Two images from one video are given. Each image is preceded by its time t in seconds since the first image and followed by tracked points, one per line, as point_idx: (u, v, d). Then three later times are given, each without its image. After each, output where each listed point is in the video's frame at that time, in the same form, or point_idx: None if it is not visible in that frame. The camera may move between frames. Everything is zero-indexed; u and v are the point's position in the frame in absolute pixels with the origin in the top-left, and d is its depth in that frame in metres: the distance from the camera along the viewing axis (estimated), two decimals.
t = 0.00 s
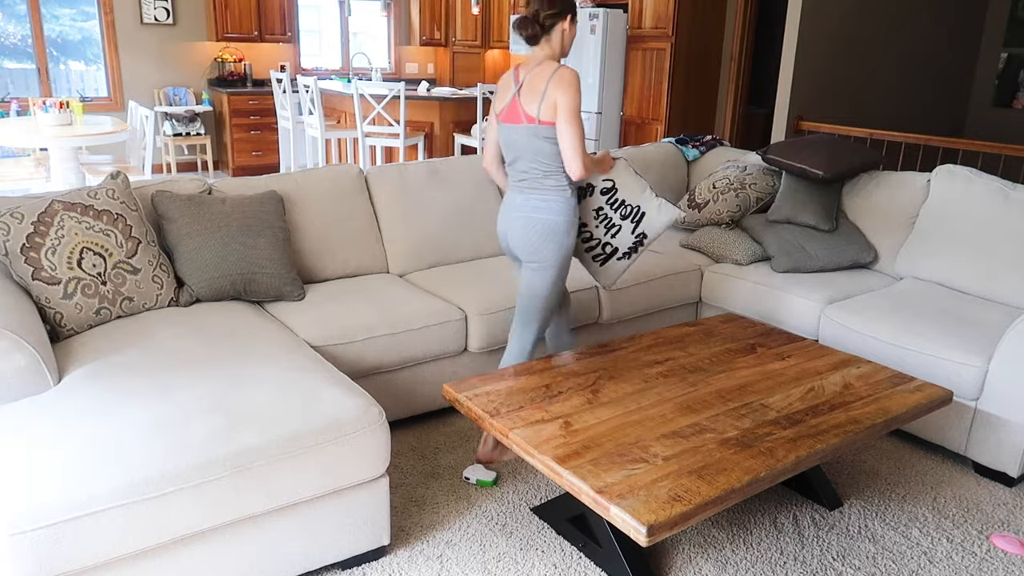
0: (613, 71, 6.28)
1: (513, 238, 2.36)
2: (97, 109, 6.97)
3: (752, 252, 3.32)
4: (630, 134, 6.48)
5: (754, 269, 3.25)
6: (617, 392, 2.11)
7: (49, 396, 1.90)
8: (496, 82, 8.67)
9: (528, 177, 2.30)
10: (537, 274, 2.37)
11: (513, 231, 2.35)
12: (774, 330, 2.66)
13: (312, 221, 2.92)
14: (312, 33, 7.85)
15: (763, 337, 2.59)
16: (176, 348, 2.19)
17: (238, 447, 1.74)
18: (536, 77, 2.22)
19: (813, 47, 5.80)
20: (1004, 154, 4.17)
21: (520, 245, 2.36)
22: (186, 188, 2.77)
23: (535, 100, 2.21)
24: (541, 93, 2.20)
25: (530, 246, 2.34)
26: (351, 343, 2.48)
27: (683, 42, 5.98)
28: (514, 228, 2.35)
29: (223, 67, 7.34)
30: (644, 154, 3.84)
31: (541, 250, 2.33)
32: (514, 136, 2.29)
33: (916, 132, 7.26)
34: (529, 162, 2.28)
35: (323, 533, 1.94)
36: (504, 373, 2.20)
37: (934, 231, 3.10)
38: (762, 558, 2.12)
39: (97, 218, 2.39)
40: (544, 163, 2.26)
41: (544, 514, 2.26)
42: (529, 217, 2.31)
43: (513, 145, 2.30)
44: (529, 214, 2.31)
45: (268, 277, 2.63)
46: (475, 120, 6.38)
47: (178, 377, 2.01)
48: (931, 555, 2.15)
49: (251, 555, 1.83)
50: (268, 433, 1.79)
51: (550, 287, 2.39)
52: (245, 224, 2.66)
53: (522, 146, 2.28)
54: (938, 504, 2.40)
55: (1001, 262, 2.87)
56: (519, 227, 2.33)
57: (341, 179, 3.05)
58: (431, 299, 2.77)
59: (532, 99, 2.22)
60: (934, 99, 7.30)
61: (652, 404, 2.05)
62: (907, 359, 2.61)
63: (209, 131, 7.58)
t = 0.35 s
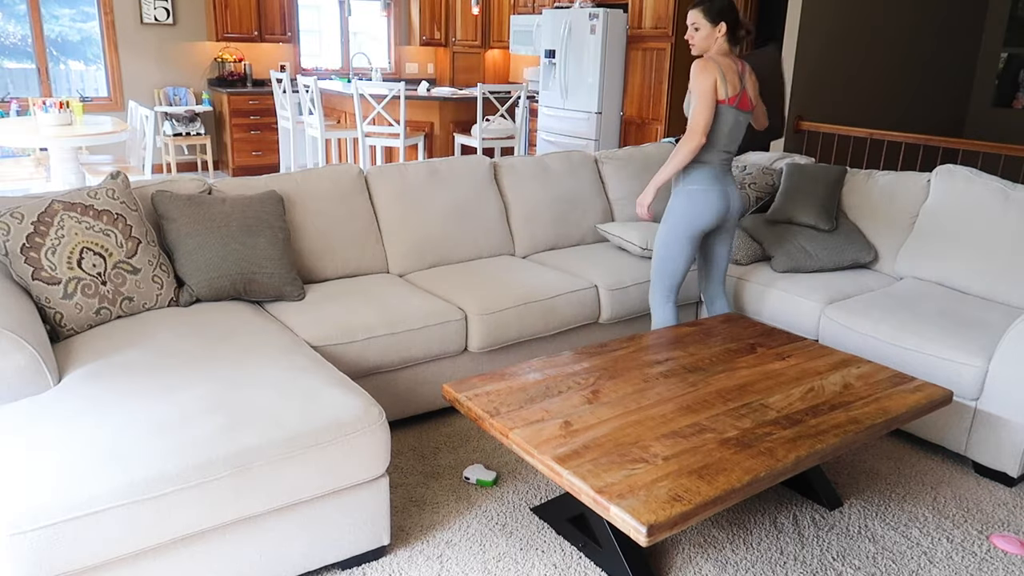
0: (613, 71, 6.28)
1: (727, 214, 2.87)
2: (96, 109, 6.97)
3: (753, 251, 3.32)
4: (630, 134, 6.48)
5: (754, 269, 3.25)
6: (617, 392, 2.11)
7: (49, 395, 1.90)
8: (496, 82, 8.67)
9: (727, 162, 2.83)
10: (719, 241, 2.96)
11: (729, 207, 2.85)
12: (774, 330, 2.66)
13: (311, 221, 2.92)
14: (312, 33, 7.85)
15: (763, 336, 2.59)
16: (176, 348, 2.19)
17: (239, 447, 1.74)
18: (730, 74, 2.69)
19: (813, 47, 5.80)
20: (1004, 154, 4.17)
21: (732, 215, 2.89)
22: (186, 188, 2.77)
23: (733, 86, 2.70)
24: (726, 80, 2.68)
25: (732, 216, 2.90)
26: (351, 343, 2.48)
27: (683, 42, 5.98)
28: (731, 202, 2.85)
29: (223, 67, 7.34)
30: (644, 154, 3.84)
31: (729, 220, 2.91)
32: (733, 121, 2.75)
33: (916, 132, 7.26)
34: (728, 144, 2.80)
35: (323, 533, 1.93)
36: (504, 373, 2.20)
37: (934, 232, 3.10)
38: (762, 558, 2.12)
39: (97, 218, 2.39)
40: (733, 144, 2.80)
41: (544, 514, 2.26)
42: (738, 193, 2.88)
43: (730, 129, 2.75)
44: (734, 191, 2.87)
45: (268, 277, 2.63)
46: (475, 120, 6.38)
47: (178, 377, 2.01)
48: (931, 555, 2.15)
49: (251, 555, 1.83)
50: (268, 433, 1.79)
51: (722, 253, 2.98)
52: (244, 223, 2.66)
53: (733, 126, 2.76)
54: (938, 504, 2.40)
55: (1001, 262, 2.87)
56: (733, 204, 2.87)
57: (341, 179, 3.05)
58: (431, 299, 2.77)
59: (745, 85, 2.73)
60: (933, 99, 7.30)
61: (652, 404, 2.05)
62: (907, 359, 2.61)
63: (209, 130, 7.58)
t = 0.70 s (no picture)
0: (613, 71, 6.28)
1: (501, 222, 2.39)
2: (96, 109, 6.97)
3: (752, 252, 3.32)
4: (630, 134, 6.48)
5: (754, 269, 3.25)
6: (617, 392, 2.11)
7: (49, 395, 1.90)
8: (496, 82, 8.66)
9: (485, 161, 2.37)
10: (524, 246, 2.49)
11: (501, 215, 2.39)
12: (774, 330, 2.66)
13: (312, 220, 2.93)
14: (312, 33, 7.86)
15: (763, 337, 2.59)
16: (177, 348, 2.19)
17: (238, 447, 1.74)
18: (414, 89, 2.34)
19: (813, 47, 5.80)
20: (1004, 154, 4.17)
21: (511, 226, 2.41)
22: (186, 188, 2.78)
23: (425, 106, 2.34)
24: (413, 112, 2.35)
25: (518, 223, 2.41)
26: (351, 343, 2.48)
27: (683, 42, 5.98)
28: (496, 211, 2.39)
29: (223, 67, 7.35)
30: (644, 154, 3.84)
31: (521, 226, 2.42)
32: (452, 129, 2.34)
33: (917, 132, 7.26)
34: (473, 147, 2.36)
35: (322, 533, 1.93)
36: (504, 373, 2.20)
37: (934, 232, 3.10)
38: (762, 559, 2.12)
39: (97, 218, 2.39)
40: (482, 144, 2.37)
41: (544, 514, 2.26)
42: (517, 193, 2.40)
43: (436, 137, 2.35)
44: (509, 190, 2.39)
45: (268, 277, 2.63)
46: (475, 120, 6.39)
47: (177, 377, 2.01)
48: (931, 555, 2.15)
49: (251, 556, 1.83)
50: (268, 433, 1.79)
51: (536, 259, 2.52)
52: (244, 224, 2.66)
53: (467, 128, 2.35)
54: (938, 504, 2.40)
55: (1001, 262, 2.87)
56: (506, 208, 2.38)
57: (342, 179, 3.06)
58: (431, 299, 2.77)
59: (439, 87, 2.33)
60: (934, 99, 7.30)
61: (653, 404, 2.05)
62: (907, 359, 2.61)
63: (209, 130, 7.58)
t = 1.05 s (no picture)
0: (613, 71, 6.28)
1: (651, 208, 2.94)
2: (97, 109, 6.97)
3: (753, 252, 3.32)
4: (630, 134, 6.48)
5: (755, 269, 3.25)
6: (618, 392, 2.11)
7: (49, 395, 1.90)
8: (496, 82, 8.66)
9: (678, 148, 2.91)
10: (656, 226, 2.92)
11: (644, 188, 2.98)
12: (774, 330, 2.66)
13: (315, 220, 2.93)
14: (312, 33, 7.86)
15: (763, 337, 2.59)
16: (176, 348, 2.19)
17: (239, 447, 1.74)
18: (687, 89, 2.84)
19: (813, 48, 5.79)
20: (1004, 154, 4.17)
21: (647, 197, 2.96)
22: (186, 187, 2.78)
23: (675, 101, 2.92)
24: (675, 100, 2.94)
25: (653, 195, 2.93)
26: (351, 343, 2.48)
27: (683, 42, 5.98)
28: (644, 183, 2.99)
29: (223, 67, 7.35)
30: (644, 154, 3.84)
31: (658, 200, 2.90)
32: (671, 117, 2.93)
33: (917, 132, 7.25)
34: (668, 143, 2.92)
35: (322, 533, 1.93)
36: (504, 373, 2.20)
37: (934, 232, 3.10)
38: (762, 558, 2.12)
39: (97, 218, 2.39)
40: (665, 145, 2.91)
41: (544, 514, 2.25)
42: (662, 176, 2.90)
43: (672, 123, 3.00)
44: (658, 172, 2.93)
45: (268, 278, 2.63)
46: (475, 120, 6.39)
47: (177, 377, 2.01)
48: (931, 555, 2.15)
49: (251, 555, 1.83)
50: (268, 433, 1.79)
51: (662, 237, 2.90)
52: (244, 224, 2.65)
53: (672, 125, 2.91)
54: (938, 504, 2.40)
55: (1001, 262, 2.87)
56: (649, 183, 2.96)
57: (342, 179, 3.06)
58: (431, 299, 2.77)
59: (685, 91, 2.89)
60: (933, 99, 7.30)
61: (653, 404, 2.05)
62: (907, 359, 2.61)
63: (209, 131, 7.58)
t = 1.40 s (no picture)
0: (613, 71, 6.28)
1: (763, 220, 2.84)
2: (97, 109, 6.97)
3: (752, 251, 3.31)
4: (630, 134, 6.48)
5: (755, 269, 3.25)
6: (617, 392, 2.11)
7: (49, 395, 1.90)
8: (496, 82, 8.66)
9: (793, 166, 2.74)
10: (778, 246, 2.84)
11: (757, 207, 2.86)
12: (774, 330, 2.66)
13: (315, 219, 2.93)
14: (312, 33, 7.86)
15: (764, 337, 2.59)
16: (176, 349, 2.19)
17: (239, 447, 1.74)
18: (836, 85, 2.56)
19: (812, 49, 5.79)
20: (1004, 154, 4.17)
21: (762, 218, 2.85)
22: (186, 187, 2.78)
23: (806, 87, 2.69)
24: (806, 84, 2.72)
25: (770, 219, 2.82)
26: (351, 343, 2.48)
27: (683, 42, 5.97)
28: (757, 200, 2.86)
29: (223, 67, 7.35)
30: (644, 153, 3.84)
31: (780, 228, 2.80)
32: (791, 117, 2.71)
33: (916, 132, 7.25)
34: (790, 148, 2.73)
35: (322, 533, 1.93)
36: (504, 373, 2.20)
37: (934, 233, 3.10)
38: (762, 559, 2.12)
39: (97, 218, 2.39)
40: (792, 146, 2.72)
41: (544, 514, 2.26)
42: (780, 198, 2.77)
43: (784, 120, 2.78)
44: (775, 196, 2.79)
45: (268, 277, 2.63)
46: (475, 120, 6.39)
47: (177, 378, 2.01)
48: (931, 555, 2.15)
49: (251, 555, 1.83)
50: (268, 433, 1.79)
51: (787, 260, 2.83)
52: (244, 224, 2.65)
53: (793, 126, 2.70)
54: (938, 504, 2.40)
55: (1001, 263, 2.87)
56: (762, 204, 2.84)
57: (342, 179, 3.06)
58: (431, 299, 2.77)
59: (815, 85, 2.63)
60: (932, 100, 7.28)
61: (652, 404, 2.05)
62: (908, 359, 2.61)
63: (209, 130, 7.58)
